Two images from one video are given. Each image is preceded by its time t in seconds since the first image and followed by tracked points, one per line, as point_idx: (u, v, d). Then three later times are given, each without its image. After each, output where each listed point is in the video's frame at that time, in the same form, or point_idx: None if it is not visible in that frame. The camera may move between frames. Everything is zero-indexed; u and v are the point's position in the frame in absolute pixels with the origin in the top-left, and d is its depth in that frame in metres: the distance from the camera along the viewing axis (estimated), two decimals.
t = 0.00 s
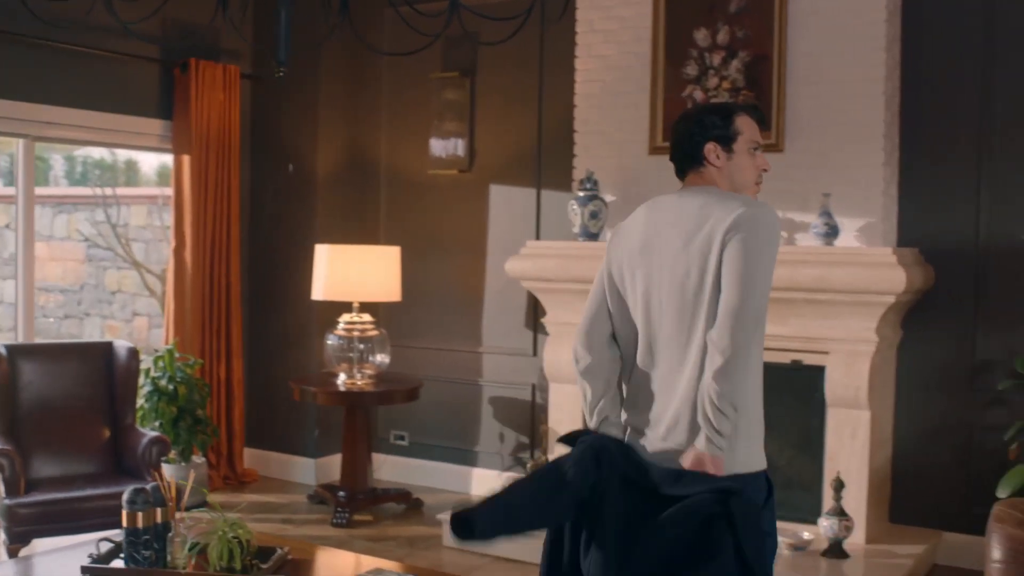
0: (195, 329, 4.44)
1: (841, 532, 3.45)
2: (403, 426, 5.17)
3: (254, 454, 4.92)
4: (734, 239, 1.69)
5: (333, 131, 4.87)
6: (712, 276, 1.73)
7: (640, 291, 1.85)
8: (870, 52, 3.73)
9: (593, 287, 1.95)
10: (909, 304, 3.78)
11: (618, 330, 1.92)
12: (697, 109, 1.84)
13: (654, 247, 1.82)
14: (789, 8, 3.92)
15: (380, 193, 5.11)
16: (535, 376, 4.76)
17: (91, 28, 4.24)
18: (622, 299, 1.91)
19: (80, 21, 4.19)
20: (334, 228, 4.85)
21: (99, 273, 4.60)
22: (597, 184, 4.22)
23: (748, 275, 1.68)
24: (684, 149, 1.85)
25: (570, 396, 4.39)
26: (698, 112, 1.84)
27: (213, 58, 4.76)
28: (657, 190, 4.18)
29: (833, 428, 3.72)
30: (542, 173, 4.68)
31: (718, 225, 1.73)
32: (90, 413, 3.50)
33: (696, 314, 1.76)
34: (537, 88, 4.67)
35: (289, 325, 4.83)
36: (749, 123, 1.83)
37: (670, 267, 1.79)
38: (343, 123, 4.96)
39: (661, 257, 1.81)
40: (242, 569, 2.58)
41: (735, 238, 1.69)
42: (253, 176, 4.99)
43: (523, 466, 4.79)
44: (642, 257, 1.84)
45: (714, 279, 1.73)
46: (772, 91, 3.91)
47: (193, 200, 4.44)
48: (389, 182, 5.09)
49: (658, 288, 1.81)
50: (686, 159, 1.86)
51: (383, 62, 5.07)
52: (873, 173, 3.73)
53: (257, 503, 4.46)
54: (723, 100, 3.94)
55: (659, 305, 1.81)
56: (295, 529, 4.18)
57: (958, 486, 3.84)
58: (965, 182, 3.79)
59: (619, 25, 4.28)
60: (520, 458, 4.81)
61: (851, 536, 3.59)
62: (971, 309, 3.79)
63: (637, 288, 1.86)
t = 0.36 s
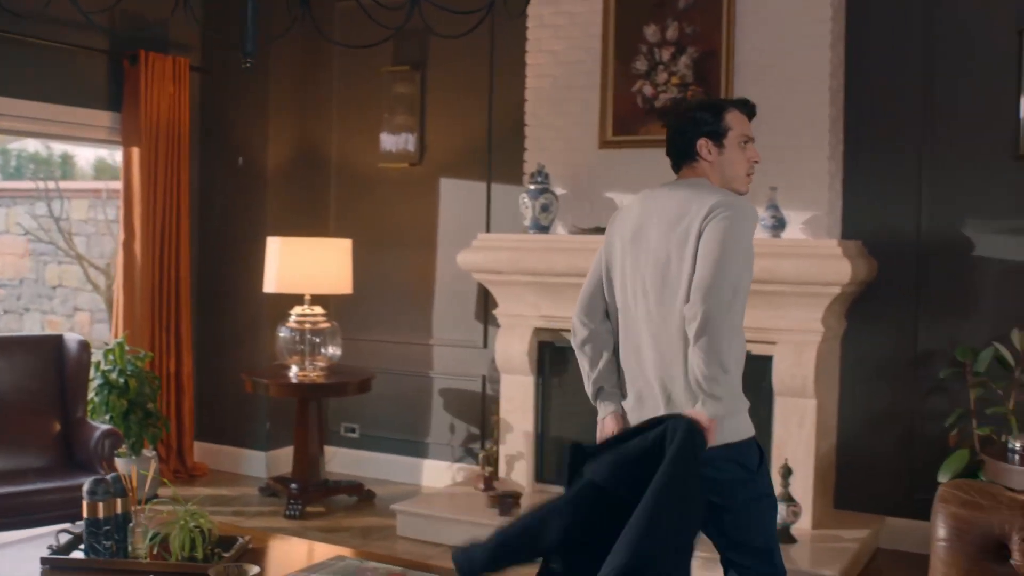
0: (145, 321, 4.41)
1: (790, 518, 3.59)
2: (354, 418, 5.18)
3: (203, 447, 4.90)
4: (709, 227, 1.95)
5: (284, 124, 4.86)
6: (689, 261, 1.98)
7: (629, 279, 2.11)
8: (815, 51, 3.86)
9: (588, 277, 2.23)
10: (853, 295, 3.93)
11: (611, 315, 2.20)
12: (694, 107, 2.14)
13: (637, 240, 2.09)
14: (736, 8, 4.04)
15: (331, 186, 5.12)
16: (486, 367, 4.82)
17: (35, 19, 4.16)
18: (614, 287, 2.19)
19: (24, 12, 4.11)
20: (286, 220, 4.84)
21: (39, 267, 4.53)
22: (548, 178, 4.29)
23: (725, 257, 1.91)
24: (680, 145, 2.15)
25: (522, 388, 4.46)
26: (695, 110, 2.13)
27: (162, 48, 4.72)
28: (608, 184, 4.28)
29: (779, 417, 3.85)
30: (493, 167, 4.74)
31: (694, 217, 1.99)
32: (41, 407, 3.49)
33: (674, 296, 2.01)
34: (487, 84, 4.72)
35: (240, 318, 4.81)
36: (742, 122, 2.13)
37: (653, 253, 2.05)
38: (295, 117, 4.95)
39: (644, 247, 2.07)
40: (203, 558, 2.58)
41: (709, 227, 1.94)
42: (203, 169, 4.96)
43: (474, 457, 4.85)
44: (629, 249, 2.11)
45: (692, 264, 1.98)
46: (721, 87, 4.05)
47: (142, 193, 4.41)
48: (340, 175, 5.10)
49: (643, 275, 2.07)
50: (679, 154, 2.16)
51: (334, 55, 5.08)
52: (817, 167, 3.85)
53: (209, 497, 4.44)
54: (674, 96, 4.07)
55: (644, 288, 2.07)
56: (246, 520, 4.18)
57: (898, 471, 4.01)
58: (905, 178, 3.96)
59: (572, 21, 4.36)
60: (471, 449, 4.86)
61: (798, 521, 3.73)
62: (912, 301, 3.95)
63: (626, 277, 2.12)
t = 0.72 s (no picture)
0: (102, 314, 4.37)
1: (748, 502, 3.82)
2: (312, 410, 5.19)
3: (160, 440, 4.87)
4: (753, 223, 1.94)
5: (242, 116, 4.85)
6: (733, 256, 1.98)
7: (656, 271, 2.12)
8: (770, 48, 3.96)
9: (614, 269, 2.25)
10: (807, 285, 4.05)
11: (630, 305, 2.19)
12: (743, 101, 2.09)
13: (667, 233, 2.09)
14: (693, 6, 4.13)
15: (288, 178, 5.12)
16: (444, 358, 4.86)
17: None
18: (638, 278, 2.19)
19: None
20: (244, 212, 4.84)
21: None
22: (507, 170, 4.35)
23: (786, 255, 1.87)
24: (717, 139, 2.10)
25: (482, 379, 4.51)
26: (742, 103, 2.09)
27: (119, 40, 4.68)
28: (567, 177, 4.36)
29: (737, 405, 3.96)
30: (452, 159, 4.77)
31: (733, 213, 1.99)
32: (0, 397, 3.46)
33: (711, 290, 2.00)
34: (445, 77, 4.76)
35: (199, 311, 4.79)
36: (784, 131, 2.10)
37: (684, 247, 2.04)
38: (252, 108, 4.93)
39: (674, 241, 2.07)
40: (174, 546, 2.57)
41: (755, 223, 1.93)
42: (159, 160, 4.93)
43: (434, 447, 4.88)
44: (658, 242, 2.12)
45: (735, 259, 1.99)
46: (678, 81, 4.15)
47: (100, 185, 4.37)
48: (298, 167, 5.10)
49: (670, 268, 2.07)
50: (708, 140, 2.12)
51: (292, 47, 5.08)
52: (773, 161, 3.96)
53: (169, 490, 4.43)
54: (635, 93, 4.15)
55: (672, 281, 2.06)
56: (210, 512, 4.18)
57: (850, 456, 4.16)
58: (857, 172, 4.09)
59: (533, 17, 4.43)
60: (429, 439, 4.90)
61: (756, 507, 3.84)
62: (863, 292, 4.09)
63: (651, 270, 2.13)
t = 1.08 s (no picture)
0: (68, 305, 4.38)
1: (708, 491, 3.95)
2: (277, 402, 5.20)
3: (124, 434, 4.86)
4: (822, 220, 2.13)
5: (207, 109, 4.85)
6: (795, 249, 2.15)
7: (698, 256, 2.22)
8: (731, 46, 4.06)
9: (635, 245, 2.32)
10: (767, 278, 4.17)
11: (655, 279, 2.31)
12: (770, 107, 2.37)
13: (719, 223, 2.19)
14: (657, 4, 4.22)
15: (252, 171, 5.12)
16: (410, 350, 4.90)
17: None
18: (665, 260, 2.30)
19: None
20: (207, 205, 4.84)
21: None
22: (472, 163, 4.40)
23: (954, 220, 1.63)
24: (747, 135, 2.30)
25: (447, 371, 4.56)
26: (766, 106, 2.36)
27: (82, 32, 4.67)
28: (532, 170, 4.43)
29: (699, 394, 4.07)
30: (417, 153, 4.82)
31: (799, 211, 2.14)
32: None
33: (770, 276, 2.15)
34: (411, 71, 4.80)
35: (164, 304, 4.79)
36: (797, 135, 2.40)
37: (728, 233, 2.18)
38: (217, 101, 4.93)
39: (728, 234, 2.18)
40: (148, 535, 2.61)
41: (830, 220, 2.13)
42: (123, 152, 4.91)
43: (398, 438, 4.93)
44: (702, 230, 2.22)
45: (794, 256, 2.16)
46: (641, 77, 4.24)
47: (65, 179, 4.37)
48: (262, 161, 5.11)
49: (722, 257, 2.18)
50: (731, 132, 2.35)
51: (257, 41, 5.09)
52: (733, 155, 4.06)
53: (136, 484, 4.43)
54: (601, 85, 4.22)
55: (723, 273, 2.17)
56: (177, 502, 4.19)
57: (810, 443, 4.31)
58: (815, 167, 4.23)
59: (499, 13, 4.49)
60: (394, 431, 4.94)
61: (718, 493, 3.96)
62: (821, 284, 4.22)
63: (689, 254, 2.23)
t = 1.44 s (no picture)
0: (37, 295, 4.42)
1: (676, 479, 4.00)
2: (247, 395, 5.24)
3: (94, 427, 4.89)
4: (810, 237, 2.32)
5: (178, 103, 4.89)
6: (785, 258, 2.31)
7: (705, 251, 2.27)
8: (693, 45, 4.18)
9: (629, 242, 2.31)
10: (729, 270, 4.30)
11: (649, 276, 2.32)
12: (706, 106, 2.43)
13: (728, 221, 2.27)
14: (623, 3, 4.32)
15: (223, 166, 5.16)
16: (379, 342, 4.97)
17: None
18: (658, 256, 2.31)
19: None
20: (178, 199, 4.87)
21: None
22: (441, 158, 4.48)
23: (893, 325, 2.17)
24: (728, 131, 2.34)
25: (417, 362, 4.64)
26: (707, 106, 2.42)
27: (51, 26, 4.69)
28: (499, 165, 4.52)
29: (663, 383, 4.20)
30: (386, 147, 4.88)
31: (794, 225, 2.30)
32: None
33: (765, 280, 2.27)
34: (380, 67, 4.86)
35: (133, 298, 4.84)
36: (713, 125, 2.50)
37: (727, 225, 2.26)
38: (188, 95, 4.96)
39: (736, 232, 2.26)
40: (130, 522, 2.66)
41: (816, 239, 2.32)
42: (92, 146, 4.94)
43: (368, 429, 5.00)
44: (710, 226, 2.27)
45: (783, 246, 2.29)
46: (607, 74, 4.34)
47: (36, 172, 4.41)
48: (232, 155, 5.15)
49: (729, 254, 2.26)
50: (709, 139, 2.36)
51: (227, 36, 5.13)
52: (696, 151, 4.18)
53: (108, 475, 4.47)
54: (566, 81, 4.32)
55: (726, 262, 2.25)
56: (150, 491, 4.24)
57: (772, 431, 4.45)
58: (775, 163, 4.36)
59: (468, 10, 4.58)
60: (363, 422, 5.01)
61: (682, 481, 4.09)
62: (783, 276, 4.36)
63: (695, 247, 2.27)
